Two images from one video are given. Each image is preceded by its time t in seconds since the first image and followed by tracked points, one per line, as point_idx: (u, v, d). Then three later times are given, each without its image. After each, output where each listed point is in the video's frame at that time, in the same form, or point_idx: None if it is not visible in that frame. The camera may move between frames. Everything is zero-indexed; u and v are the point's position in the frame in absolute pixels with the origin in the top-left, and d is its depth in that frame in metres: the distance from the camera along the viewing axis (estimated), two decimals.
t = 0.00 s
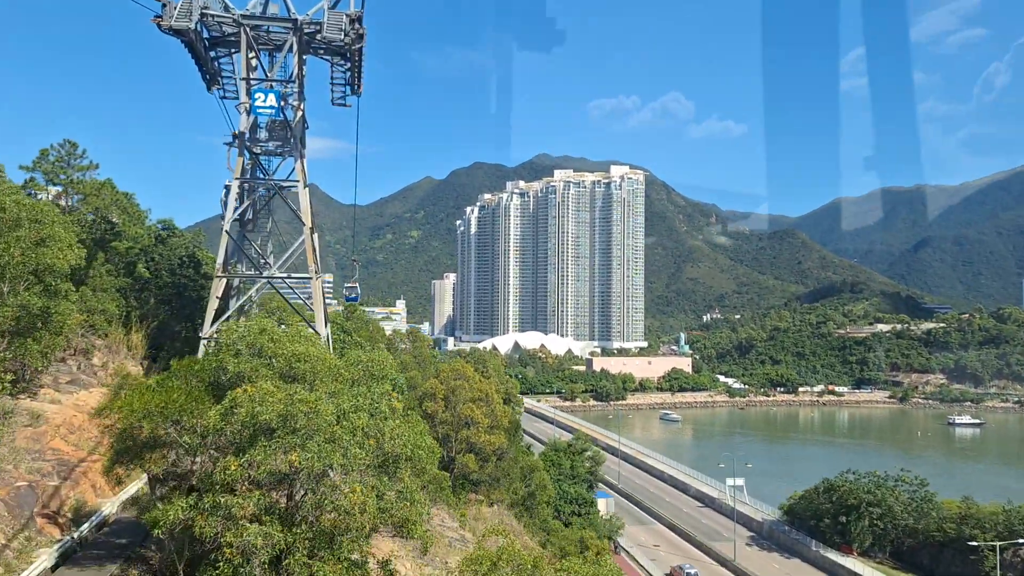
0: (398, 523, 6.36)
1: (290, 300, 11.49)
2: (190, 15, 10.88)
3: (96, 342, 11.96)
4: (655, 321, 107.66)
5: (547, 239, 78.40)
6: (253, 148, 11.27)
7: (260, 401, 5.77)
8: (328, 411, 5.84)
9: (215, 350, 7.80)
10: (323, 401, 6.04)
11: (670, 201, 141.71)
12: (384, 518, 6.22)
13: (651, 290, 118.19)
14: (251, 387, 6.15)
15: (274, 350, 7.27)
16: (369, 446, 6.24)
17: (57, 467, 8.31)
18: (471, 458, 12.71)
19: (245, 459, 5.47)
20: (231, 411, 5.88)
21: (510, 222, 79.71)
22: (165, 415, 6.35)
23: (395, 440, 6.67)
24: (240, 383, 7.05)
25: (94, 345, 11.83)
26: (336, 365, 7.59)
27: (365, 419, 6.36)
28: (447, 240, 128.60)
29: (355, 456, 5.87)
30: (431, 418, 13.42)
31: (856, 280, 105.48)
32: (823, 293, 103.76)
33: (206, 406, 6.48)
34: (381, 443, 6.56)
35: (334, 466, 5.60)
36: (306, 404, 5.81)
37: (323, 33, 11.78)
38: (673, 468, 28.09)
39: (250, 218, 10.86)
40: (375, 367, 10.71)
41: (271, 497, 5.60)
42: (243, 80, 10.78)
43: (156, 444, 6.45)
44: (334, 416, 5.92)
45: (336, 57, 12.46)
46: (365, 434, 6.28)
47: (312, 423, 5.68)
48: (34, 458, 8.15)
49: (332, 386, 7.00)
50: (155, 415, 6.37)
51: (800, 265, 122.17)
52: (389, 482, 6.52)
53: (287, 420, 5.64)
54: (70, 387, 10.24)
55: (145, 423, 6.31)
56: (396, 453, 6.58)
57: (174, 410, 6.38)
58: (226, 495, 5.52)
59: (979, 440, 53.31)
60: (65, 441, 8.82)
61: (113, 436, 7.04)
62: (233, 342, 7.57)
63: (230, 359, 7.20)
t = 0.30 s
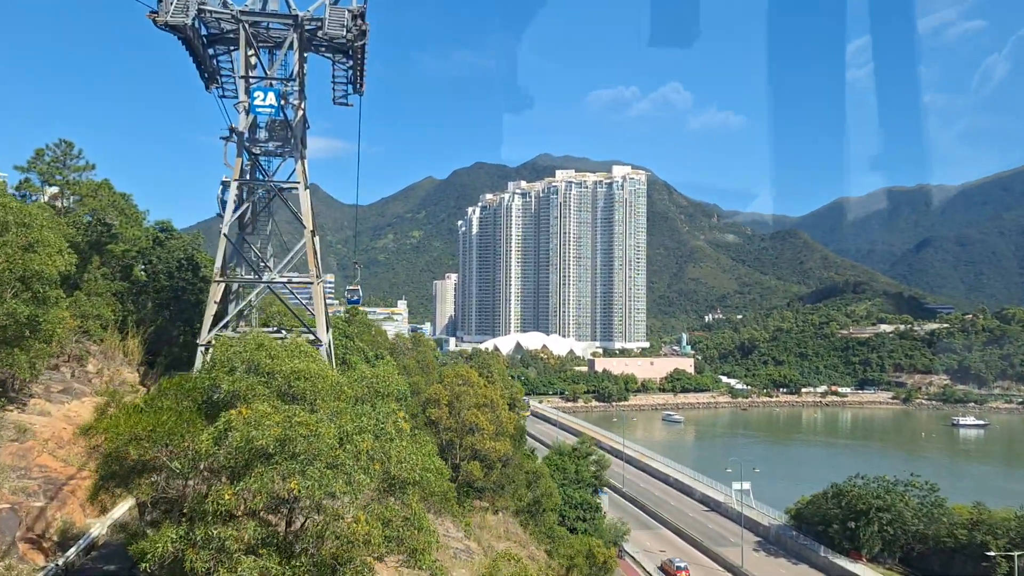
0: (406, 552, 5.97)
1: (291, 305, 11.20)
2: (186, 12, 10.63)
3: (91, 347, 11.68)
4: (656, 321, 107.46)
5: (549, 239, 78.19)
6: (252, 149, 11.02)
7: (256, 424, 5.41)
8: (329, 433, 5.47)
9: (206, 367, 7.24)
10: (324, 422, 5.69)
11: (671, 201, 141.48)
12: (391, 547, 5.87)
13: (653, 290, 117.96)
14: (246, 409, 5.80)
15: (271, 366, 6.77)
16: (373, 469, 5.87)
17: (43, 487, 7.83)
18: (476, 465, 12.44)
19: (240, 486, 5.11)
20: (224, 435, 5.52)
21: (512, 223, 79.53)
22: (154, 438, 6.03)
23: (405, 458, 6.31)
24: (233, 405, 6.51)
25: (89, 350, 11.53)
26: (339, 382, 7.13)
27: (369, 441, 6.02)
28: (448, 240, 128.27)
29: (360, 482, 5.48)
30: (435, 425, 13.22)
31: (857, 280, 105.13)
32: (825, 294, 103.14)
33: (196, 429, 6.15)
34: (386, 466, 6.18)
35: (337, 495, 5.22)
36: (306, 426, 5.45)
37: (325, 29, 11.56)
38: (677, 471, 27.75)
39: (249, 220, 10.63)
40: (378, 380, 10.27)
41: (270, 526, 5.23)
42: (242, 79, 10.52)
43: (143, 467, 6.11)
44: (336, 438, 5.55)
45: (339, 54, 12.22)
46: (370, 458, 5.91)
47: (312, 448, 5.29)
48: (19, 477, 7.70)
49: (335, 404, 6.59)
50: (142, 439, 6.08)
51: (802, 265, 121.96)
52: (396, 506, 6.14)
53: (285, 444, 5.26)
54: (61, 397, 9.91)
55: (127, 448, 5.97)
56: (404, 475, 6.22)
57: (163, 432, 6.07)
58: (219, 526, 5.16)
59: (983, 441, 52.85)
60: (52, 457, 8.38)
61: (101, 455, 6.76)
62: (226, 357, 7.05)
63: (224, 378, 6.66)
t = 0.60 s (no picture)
0: None
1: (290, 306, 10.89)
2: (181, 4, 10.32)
3: (84, 349, 11.42)
4: (658, 318, 107.18)
5: (551, 236, 77.86)
6: (251, 145, 10.76)
7: (249, 448, 4.95)
8: (329, 456, 5.02)
9: (197, 382, 6.56)
10: (324, 443, 5.26)
11: (673, 198, 141.08)
12: None
13: (655, 287, 117.70)
14: (239, 430, 5.32)
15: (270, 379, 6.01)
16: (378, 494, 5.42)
17: (27, 503, 7.47)
18: (480, 470, 12.20)
19: (231, 518, 4.66)
20: (217, 457, 5.04)
21: (513, 219, 79.23)
22: (140, 459, 5.70)
23: (416, 473, 5.85)
24: (227, 425, 5.83)
25: (82, 353, 11.29)
26: (345, 396, 6.54)
27: (374, 463, 5.59)
28: (450, 237, 127.88)
29: (364, 510, 5.00)
30: (439, 427, 13.05)
31: (860, 278, 104.71)
32: (827, 291, 102.64)
33: (184, 453, 5.73)
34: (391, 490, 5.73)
35: (339, 524, 4.76)
36: (304, 449, 5.00)
37: (325, 21, 11.26)
38: (680, 471, 27.56)
39: (249, 219, 10.42)
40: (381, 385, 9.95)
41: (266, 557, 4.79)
42: (240, 73, 10.24)
43: (126, 491, 5.74)
44: (337, 462, 5.10)
45: (340, 48, 11.96)
46: (375, 482, 5.40)
47: (312, 473, 4.86)
48: (1, 493, 7.40)
49: (341, 415, 6.09)
50: (125, 463, 5.69)
51: (804, 262, 121.56)
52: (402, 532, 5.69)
53: (282, 469, 4.81)
54: (50, 404, 9.61)
55: (110, 473, 5.65)
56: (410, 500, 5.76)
57: (150, 455, 5.71)
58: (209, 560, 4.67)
59: (988, 439, 52.48)
60: (38, 470, 8.04)
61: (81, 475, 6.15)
62: (219, 371, 6.40)
63: (217, 396, 5.94)
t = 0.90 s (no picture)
0: None
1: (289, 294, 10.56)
2: None
3: (77, 338, 11.07)
4: (659, 303, 106.93)
5: (553, 221, 77.34)
6: (249, 128, 10.42)
7: (240, 465, 4.58)
8: (330, 473, 4.71)
9: (183, 387, 5.84)
10: (326, 458, 4.92)
11: (675, 182, 140.23)
12: None
13: (656, 272, 117.31)
14: (231, 443, 4.94)
15: (264, 387, 5.51)
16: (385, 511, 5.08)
17: (9, 509, 6.84)
18: (484, 461, 11.95)
19: (222, 543, 4.35)
20: (206, 470, 4.67)
21: (515, 203, 78.68)
22: (122, 474, 5.04)
23: (423, 484, 5.50)
24: (217, 435, 5.37)
25: (76, 342, 10.95)
26: (346, 401, 6.15)
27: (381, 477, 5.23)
28: (451, 220, 127.14)
29: (368, 530, 4.70)
30: (442, 417, 12.79)
31: (862, 263, 104.23)
32: (828, 276, 101.95)
33: (174, 467, 5.09)
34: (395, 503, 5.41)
35: (341, 548, 4.48)
36: (303, 465, 4.66)
37: None
38: (683, 458, 27.41)
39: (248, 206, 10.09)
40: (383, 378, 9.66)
41: None
42: (237, 52, 9.87)
43: (106, 507, 5.09)
44: (339, 478, 4.80)
45: (341, 26, 11.57)
46: (379, 499, 5.07)
47: (310, 492, 4.54)
48: None
49: (343, 422, 5.74)
50: (105, 480, 5.01)
51: (806, 247, 121.00)
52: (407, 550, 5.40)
53: (276, 489, 4.48)
54: (39, 397, 9.14)
55: (88, 490, 4.98)
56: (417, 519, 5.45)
57: (135, 466, 5.09)
58: None
59: (989, 426, 52.39)
60: (22, 471, 7.48)
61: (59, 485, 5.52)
62: (208, 375, 5.74)
63: (206, 405, 5.39)
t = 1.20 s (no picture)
0: None
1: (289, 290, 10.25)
2: None
3: (69, 333, 10.67)
4: (660, 295, 106.52)
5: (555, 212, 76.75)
6: (247, 118, 10.09)
7: (228, 496, 4.25)
8: (327, 502, 4.48)
9: (164, 402, 5.46)
10: (321, 484, 4.65)
11: (677, 173, 139.42)
12: None
13: (658, 263, 116.79)
14: (218, 467, 4.65)
15: (255, 401, 5.08)
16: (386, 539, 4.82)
17: None
18: (489, 460, 11.63)
19: None
20: (191, 500, 4.35)
21: (517, 194, 78.11)
22: (96, 502, 4.85)
23: (431, 508, 5.27)
24: (202, 456, 5.04)
25: (68, 338, 10.52)
26: (346, 417, 5.85)
27: (380, 503, 4.98)
28: (453, 211, 126.68)
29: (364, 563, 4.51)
30: (445, 415, 12.57)
31: (865, 255, 103.68)
32: (829, 269, 101.02)
33: (156, 495, 4.84)
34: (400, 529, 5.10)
35: None
36: (298, 496, 4.39)
37: None
38: (687, 453, 27.20)
39: (245, 198, 9.79)
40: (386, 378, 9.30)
41: None
42: (234, 38, 9.53)
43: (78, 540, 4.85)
44: (336, 507, 4.58)
45: (342, 13, 11.20)
46: (379, 529, 4.82)
47: (303, 524, 4.31)
48: None
49: (343, 441, 5.46)
50: (80, 510, 4.78)
51: (809, 239, 120.44)
52: None
53: (268, 523, 4.22)
54: (28, 399, 8.06)
55: (61, 522, 4.73)
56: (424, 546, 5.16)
57: (110, 497, 4.87)
58: None
59: (993, 419, 52.12)
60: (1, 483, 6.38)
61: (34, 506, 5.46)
62: (194, 391, 5.13)
63: (191, 424, 4.92)
